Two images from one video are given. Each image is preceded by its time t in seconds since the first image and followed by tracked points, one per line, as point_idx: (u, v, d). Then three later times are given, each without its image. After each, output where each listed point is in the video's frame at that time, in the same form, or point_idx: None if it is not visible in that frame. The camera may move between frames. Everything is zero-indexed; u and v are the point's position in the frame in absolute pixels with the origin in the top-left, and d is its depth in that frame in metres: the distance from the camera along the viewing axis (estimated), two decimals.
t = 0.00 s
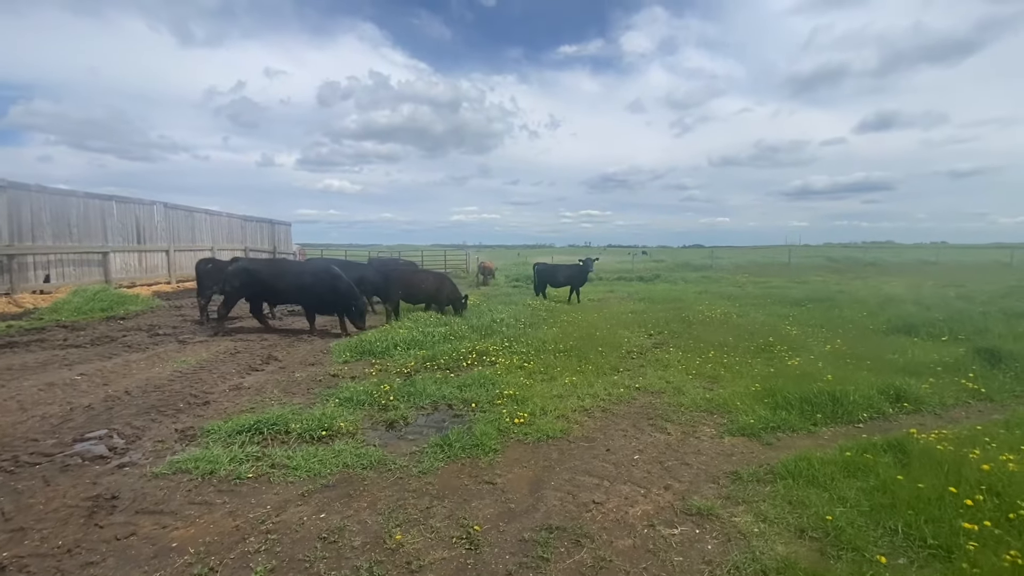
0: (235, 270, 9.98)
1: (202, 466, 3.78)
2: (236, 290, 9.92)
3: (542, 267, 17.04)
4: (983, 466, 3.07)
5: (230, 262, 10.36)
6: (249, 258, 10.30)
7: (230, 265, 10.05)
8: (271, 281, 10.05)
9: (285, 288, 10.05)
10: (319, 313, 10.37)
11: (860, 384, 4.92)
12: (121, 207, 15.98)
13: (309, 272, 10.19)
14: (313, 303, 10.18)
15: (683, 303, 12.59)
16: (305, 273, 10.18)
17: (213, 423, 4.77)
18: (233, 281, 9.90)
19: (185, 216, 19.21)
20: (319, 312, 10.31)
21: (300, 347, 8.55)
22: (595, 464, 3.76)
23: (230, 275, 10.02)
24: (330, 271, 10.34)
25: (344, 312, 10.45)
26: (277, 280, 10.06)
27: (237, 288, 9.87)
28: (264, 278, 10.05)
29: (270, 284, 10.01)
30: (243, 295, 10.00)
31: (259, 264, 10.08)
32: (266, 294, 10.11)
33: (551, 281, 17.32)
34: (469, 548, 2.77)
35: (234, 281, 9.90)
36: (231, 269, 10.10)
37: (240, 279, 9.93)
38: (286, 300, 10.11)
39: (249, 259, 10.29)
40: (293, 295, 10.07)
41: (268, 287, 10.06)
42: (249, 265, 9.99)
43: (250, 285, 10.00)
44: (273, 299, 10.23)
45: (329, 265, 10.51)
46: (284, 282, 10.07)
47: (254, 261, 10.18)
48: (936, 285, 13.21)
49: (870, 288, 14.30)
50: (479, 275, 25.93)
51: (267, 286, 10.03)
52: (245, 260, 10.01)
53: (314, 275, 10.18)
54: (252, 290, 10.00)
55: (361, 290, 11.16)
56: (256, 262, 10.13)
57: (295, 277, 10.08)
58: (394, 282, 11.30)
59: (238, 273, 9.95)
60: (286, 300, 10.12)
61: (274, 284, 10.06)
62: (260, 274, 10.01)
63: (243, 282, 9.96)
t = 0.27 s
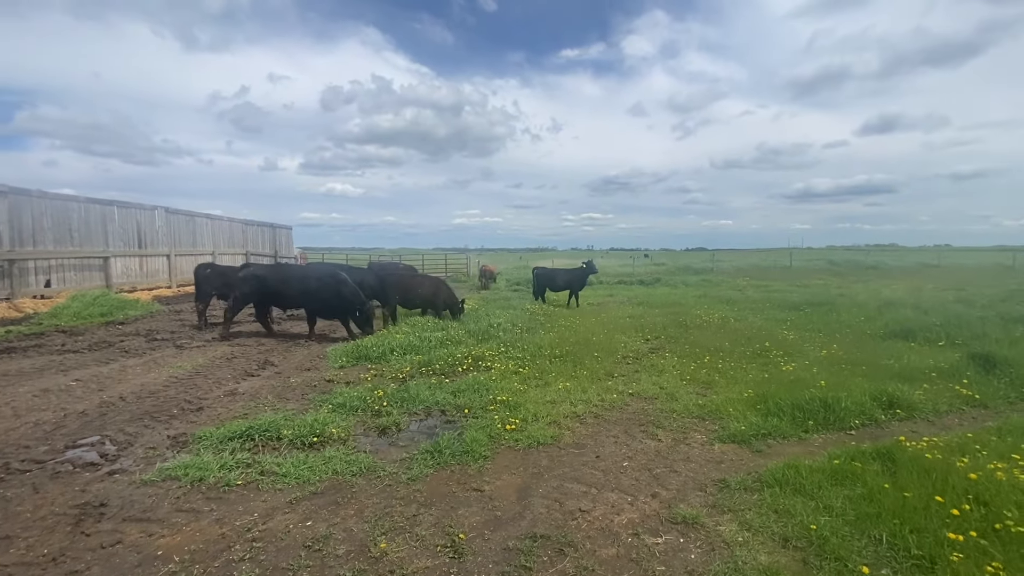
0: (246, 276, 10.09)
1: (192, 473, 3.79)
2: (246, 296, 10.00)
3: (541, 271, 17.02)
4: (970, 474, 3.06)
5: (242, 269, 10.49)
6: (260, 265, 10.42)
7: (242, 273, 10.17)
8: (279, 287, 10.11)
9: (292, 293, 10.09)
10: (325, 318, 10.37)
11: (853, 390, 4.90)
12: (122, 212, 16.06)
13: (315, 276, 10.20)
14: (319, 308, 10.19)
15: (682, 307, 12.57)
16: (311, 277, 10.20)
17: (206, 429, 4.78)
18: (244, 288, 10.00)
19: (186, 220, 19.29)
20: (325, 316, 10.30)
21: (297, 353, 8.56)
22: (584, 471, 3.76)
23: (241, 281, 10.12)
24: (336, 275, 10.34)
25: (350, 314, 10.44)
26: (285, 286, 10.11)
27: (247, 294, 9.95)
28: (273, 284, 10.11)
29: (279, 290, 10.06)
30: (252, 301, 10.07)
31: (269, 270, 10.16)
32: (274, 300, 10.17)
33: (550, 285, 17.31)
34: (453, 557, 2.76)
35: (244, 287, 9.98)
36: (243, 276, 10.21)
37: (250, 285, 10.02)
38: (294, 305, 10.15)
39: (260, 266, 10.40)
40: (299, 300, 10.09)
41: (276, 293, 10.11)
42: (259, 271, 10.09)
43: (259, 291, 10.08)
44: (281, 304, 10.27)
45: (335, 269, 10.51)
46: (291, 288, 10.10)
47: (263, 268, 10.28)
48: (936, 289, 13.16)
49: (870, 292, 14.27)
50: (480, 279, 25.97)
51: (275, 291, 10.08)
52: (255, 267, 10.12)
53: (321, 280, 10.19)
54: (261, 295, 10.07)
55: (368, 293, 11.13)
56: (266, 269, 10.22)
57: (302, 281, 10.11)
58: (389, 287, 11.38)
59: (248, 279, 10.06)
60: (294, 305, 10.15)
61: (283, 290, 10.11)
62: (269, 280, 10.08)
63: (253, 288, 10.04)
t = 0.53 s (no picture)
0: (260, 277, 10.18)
1: (192, 474, 3.80)
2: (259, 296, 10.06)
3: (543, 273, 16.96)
4: (972, 479, 3.03)
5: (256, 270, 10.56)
6: (273, 266, 10.47)
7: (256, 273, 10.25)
8: (291, 288, 10.15)
9: (302, 295, 10.12)
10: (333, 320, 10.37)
11: (855, 393, 4.87)
12: (128, 215, 16.17)
13: (325, 278, 10.22)
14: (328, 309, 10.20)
15: (684, 310, 12.53)
16: (321, 279, 10.23)
17: (207, 431, 4.80)
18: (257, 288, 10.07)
19: (191, 223, 19.41)
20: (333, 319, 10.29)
21: (300, 355, 8.59)
22: (583, 474, 3.75)
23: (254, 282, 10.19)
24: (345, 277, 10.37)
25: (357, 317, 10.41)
26: (296, 287, 10.15)
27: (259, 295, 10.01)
28: (284, 285, 10.15)
29: (290, 291, 10.10)
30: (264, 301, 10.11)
31: (281, 271, 10.21)
32: (285, 301, 10.20)
33: (552, 287, 17.27)
34: (449, 560, 2.76)
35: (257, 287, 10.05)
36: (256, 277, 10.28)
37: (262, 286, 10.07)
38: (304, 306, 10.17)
39: (273, 267, 10.45)
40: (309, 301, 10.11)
41: (286, 294, 10.15)
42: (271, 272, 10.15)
43: (270, 292, 10.12)
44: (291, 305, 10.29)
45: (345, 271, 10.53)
46: (302, 289, 10.13)
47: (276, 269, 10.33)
48: (943, 291, 13.05)
49: (874, 294, 14.19)
50: (484, 281, 25.84)
51: (286, 292, 10.11)
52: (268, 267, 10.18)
53: (331, 282, 10.21)
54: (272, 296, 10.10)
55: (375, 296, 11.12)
56: (279, 269, 10.27)
57: (313, 283, 10.13)
58: (390, 289, 11.40)
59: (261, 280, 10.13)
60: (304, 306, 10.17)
61: (293, 291, 10.13)
62: (281, 281, 10.12)
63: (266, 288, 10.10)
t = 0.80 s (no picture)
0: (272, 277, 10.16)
1: (196, 474, 3.82)
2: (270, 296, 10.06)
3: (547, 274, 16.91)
4: (978, 481, 3.00)
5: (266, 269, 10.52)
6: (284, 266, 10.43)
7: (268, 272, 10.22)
8: (302, 289, 10.15)
9: (313, 296, 10.13)
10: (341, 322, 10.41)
11: (860, 395, 4.83)
12: (135, 216, 16.29)
13: (336, 280, 10.24)
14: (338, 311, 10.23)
15: (689, 311, 12.49)
16: (332, 281, 10.24)
17: (211, 431, 4.82)
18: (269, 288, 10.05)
19: (198, 225, 19.54)
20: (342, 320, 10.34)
21: (304, 356, 8.62)
22: (585, 475, 3.74)
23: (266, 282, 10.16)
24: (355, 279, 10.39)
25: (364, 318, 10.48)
26: (308, 288, 10.15)
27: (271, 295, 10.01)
28: (296, 286, 10.15)
29: (301, 292, 10.11)
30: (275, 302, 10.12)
31: (294, 272, 10.19)
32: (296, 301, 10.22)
33: (556, 288, 17.23)
34: (450, 561, 2.76)
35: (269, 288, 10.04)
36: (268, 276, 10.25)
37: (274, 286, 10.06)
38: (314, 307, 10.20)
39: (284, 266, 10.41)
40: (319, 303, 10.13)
41: (297, 295, 10.16)
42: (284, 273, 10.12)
43: (282, 292, 10.12)
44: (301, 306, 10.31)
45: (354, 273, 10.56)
46: (313, 291, 10.14)
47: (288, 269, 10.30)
48: (951, 292, 12.94)
49: (881, 295, 14.11)
50: (489, 282, 25.86)
51: (298, 293, 10.12)
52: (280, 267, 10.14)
53: (341, 284, 10.24)
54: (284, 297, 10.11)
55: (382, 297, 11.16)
56: (291, 270, 10.24)
57: (324, 285, 10.14)
58: (395, 291, 11.42)
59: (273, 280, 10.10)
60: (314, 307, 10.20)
61: (304, 292, 10.14)
62: (293, 282, 10.12)
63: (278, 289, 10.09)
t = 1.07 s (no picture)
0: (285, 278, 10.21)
1: (207, 471, 3.87)
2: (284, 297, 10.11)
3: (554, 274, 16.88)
4: (988, 482, 2.98)
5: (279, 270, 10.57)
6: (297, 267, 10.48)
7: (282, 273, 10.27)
8: (315, 290, 10.21)
9: (325, 297, 10.18)
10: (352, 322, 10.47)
11: (869, 395, 4.80)
12: (146, 217, 16.48)
13: (349, 281, 10.29)
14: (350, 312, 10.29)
15: (696, 311, 12.44)
16: (345, 282, 10.29)
17: (221, 429, 4.88)
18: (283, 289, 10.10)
19: (208, 226, 19.74)
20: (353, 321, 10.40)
21: (312, 355, 8.68)
22: (591, 475, 3.75)
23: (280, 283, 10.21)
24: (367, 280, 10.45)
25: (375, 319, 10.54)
26: (320, 289, 10.20)
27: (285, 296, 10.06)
28: (309, 287, 10.20)
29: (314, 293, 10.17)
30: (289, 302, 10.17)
31: (307, 273, 10.24)
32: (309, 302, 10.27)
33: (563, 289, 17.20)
34: (457, 558, 2.78)
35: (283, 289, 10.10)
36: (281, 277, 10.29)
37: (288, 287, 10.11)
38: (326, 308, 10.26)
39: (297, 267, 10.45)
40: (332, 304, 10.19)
41: (310, 296, 10.22)
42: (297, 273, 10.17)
43: (295, 293, 10.18)
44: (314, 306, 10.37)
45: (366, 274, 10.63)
46: (326, 291, 10.20)
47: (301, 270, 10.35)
48: (963, 293, 12.80)
49: (891, 295, 13.99)
50: (496, 283, 25.89)
51: (311, 294, 10.18)
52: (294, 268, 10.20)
53: (353, 285, 10.31)
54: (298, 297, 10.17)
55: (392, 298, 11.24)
56: (304, 271, 10.29)
57: (336, 286, 10.20)
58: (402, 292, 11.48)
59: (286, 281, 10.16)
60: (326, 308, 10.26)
61: (317, 293, 10.20)
62: (306, 282, 10.19)
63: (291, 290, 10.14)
